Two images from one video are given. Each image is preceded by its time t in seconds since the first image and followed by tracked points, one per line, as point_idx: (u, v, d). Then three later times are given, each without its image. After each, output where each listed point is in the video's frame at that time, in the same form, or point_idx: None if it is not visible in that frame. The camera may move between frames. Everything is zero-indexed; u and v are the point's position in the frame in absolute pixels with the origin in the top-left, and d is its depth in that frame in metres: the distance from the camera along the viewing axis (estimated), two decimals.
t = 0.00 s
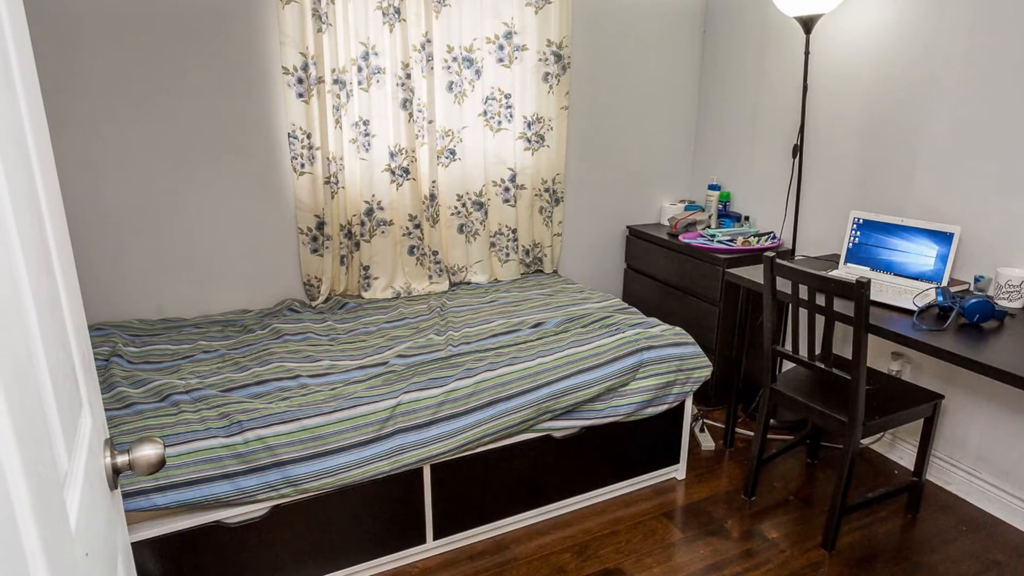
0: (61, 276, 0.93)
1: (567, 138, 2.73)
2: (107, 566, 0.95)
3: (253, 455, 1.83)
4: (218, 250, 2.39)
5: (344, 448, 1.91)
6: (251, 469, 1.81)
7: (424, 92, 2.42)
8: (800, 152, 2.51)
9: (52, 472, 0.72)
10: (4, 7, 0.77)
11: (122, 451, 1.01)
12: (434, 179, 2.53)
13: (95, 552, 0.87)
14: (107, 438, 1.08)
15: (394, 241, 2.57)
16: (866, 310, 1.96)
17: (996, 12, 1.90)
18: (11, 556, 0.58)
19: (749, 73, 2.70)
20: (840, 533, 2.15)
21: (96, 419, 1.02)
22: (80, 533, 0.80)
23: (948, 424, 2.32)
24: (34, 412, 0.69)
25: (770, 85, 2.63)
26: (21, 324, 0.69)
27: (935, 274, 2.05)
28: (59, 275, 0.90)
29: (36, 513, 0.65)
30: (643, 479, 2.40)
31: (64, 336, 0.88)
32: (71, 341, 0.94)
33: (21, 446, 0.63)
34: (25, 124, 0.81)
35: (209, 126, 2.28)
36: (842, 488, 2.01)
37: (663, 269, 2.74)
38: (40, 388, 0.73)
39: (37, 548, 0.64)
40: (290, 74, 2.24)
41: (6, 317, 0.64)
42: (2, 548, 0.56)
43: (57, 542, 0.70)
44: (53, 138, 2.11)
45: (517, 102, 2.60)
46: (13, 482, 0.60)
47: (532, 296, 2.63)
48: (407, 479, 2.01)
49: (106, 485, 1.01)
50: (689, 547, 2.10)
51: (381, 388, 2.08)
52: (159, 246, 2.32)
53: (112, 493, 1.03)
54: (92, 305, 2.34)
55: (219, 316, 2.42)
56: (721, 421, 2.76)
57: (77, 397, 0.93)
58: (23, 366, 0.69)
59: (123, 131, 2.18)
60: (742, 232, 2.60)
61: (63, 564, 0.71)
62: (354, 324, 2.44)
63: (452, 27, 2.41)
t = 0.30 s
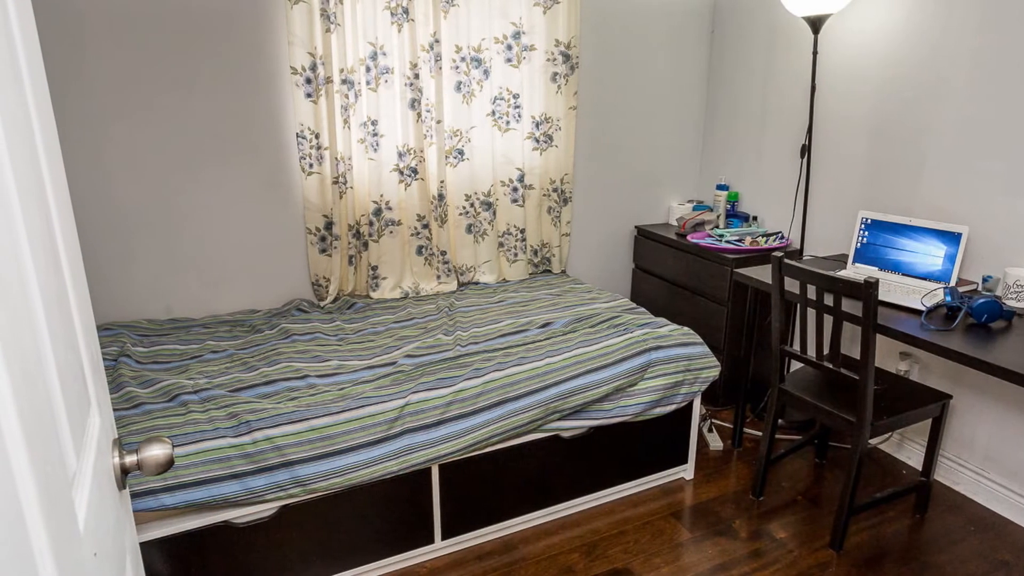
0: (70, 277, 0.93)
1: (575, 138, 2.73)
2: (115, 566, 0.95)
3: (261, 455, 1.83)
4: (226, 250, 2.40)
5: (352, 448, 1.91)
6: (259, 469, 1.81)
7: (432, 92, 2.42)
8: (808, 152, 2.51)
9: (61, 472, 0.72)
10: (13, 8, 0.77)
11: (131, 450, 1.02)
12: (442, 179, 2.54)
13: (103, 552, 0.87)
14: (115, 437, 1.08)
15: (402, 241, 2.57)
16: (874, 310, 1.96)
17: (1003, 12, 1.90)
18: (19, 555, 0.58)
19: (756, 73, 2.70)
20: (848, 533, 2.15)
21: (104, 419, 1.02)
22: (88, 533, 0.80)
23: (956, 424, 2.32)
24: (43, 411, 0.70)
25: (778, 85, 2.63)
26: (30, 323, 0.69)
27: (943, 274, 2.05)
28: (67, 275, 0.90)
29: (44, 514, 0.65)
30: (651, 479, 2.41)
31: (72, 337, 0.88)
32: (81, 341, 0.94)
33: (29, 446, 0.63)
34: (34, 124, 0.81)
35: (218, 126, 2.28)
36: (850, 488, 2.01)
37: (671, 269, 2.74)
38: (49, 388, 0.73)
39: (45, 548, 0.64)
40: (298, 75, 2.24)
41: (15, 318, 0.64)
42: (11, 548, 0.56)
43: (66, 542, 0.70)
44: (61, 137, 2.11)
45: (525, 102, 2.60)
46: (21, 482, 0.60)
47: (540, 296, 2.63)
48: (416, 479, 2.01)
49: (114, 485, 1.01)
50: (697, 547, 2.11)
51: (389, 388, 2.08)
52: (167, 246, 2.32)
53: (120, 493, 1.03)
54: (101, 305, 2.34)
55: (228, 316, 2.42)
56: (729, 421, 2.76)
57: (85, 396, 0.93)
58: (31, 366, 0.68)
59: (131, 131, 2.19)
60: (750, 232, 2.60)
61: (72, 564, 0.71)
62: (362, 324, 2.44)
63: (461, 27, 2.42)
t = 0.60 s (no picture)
0: (78, 277, 0.93)
1: (583, 138, 2.72)
2: (123, 566, 0.95)
3: (269, 455, 1.83)
4: (234, 250, 2.39)
5: (360, 448, 1.91)
6: (268, 469, 1.81)
7: (441, 92, 2.42)
8: (816, 152, 2.51)
9: (69, 473, 0.71)
10: (21, 8, 0.77)
11: (139, 450, 1.02)
12: (451, 179, 2.54)
13: (112, 552, 0.87)
14: (124, 437, 1.08)
15: (410, 241, 2.57)
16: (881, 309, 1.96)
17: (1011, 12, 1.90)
18: (27, 556, 0.58)
19: (765, 73, 2.70)
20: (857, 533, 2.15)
21: (112, 419, 1.03)
22: (97, 533, 0.80)
23: (965, 424, 2.32)
24: (52, 412, 0.69)
25: (786, 85, 2.63)
26: (38, 324, 0.69)
27: (951, 274, 2.05)
28: (75, 276, 0.90)
29: (52, 514, 0.65)
30: (659, 479, 2.40)
31: (80, 337, 0.88)
32: (89, 341, 0.94)
33: (38, 447, 0.63)
34: (42, 124, 0.81)
35: (226, 126, 2.28)
36: (859, 488, 2.01)
37: (679, 269, 2.74)
38: (58, 389, 0.73)
39: (53, 548, 0.64)
40: (307, 75, 2.24)
41: (23, 319, 0.64)
42: (19, 549, 0.56)
43: (74, 543, 0.70)
44: (70, 137, 2.11)
45: (533, 102, 2.60)
46: (29, 482, 0.60)
47: (549, 296, 2.63)
48: (424, 479, 2.01)
49: (123, 485, 1.01)
50: (706, 547, 2.11)
51: (397, 388, 2.08)
52: (175, 246, 2.32)
53: (128, 493, 1.03)
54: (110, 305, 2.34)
55: (236, 316, 2.42)
56: (737, 421, 2.76)
57: (94, 396, 0.93)
58: (39, 366, 0.68)
59: (140, 131, 2.19)
60: (759, 232, 2.60)
61: (80, 565, 0.71)
62: (371, 323, 2.44)
63: (469, 26, 2.42)
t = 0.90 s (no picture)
0: (86, 277, 0.93)
1: (590, 138, 2.72)
2: (131, 567, 0.95)
3: (278, 455, 1.83)
4: (242, 250, 2.40)
5: (369, 448, 1.91)
6: (277, 469, 1.81)
7: (449, 92, 2.42)
8: (824, 152, 2.51)
9: (78, 473, 0.71)
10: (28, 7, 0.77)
11: (147, 450, 1.02)
12: (459, 179, 2.54)
13: (120, 552, 0.87)
14: (132, 437, 1.08)
15: (418, 241, 2.57)
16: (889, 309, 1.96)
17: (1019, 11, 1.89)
18: (35, 555, 0.57)
19: (773, 73, 2.69)
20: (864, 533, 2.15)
21: (120, 419, 1.03)
22: (105, 533, 0.80)
23: (973, 424, 2.32)
24: (60, 411, 0.69)
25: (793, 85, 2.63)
26: (47, 323, 0.69)
27: (959, 275, 2.05)
28: (83, 275, 0.90)
29: (60, 513, 0.64)
30: (667, 479, 2.41)
31: (89, 337, 0.88)
32: (97, 342, 0.94)
33: (46, 446, 0.63)
34: (50, 123, 0.81)
35: (234, 126, 2.28)
36: (868, 488, 2.01)
37: (687, 269, 2.74)
38: (65, 388, 0.72)
39: (62, 548, 0.64)
40: (315, 74, 2.24)
41: (31, 317, 0.64)
42: (26, 548, 0.56)
43: (82, 542, 0.70)
44: (78, 136, 2.11)
45: (541, 102, 2.60)
46: (37, 480, 0.60)
47: (557, 296, 2.63)
48: (432, 479, 2.01)
49: (132, 486, 1.01)
50: (714, 547, 2.11)
51: (405, 388, 2.09)
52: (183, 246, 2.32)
53: (137, 493, 1.03)
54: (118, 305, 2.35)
55: (244, 316, 2.42)
56: (745, 422, 2.76)
57: (102, 397, 0.93)
58: (48, 365, 0.68)
59: (148, 130, 2.19)
60: (767, 232, 2.60)
61: (88, 565, 0.71)
62: (379, 323, 2.44)
63: (478, 27, 2.42)
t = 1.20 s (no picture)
0: (94, 277, 0.92)
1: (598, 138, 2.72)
2: (140, 567, 0.95)
3: (286, 455, 1.83)
4: (250, 250, 2.40)
5: (377, 448, 1.91)
6: (285, 469, 1.81)
7: (458, 92, 2.42)
8: (832, 152, 2.51)
9: (86, 473, 0.71)
10: (35, 5, 0.77)
11: (155, 450, 1.02)
12: (467, 179, 2.54)
13: (129, 553, 0.86)
14: (140, 438, 1.08)
15: (427, 241, 2.57)
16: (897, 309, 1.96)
17: None
18: (43, 557, 0.57)
19: (781, 73, 2.69)
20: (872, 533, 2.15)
21: (129, 419, 1.02)
22: (113, 533, 0.80)
23: (982, 424, 2.32)
24: (68, 411, 0.69)
25: (800, 85, 2.63)
26: (55, 323, 0.69)
27: (968, 275, 2.05)
28: (91, 275, 0.90)
29: (69, 514, 0.64)
30: (675, 479, 2.41)
31: (97, 338, 0.88)
32: (105, 341, 0.94)
33: (54, 447, 0.62)
34: (58, 122, 0.81)
35: (243, 126, 2.28)
36: (876, 488, 2.01)
37: (696, 269, 2.74)
38: (74, 388, 0.72)
39: (70, 549, 0.63)
40: (323, 74, 2.24)
41: (40, 317, 0.64)
42: (35, 549, 0.56)
43: (90, 543, 0.69)
44: (87, 136, 2.11)
45: (550, 102, 2.60)
46: (45, 481, 0.60)
47: (565, 296, 2.63)
48: (440, 479, 2.01)
49: (140, 486, 1.01)
50: (722, 546, 2.11)
51: (414, 388, 2.09)
52: (190, 246, 2.32)
53: (145, 494, 1.03)
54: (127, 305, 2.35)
55: (253, 316, 2.42)
56: (754, 422, 2.76)
57: (110, 397, 0.93)
58: (56, 365, 0.68)
59: (156, 130, 2.19)
60: (775, 232, 2.60)
61: (96, 565, 0.71)
62: (387, 323, 2.44)
63: (486, 27, 2.42)
